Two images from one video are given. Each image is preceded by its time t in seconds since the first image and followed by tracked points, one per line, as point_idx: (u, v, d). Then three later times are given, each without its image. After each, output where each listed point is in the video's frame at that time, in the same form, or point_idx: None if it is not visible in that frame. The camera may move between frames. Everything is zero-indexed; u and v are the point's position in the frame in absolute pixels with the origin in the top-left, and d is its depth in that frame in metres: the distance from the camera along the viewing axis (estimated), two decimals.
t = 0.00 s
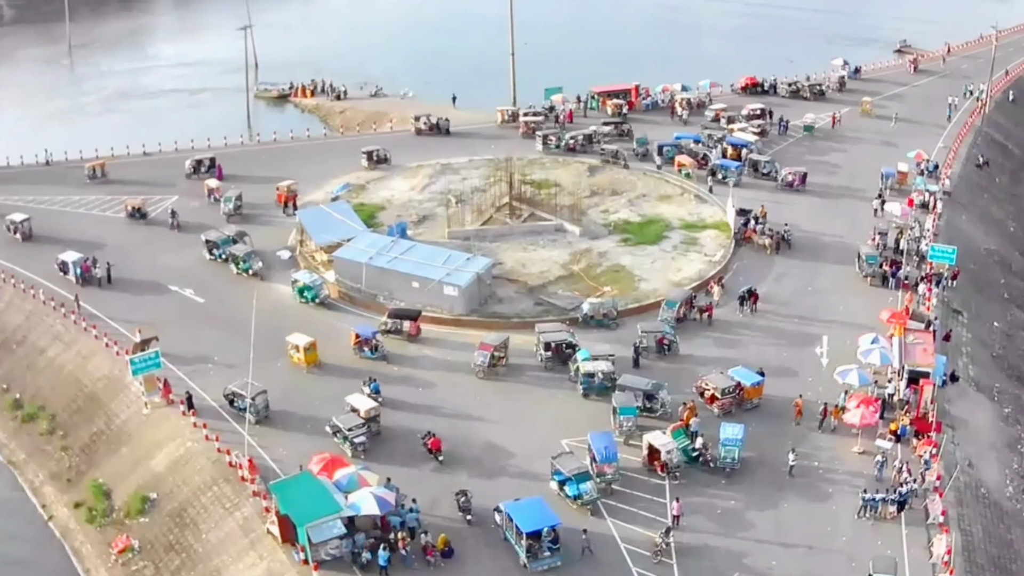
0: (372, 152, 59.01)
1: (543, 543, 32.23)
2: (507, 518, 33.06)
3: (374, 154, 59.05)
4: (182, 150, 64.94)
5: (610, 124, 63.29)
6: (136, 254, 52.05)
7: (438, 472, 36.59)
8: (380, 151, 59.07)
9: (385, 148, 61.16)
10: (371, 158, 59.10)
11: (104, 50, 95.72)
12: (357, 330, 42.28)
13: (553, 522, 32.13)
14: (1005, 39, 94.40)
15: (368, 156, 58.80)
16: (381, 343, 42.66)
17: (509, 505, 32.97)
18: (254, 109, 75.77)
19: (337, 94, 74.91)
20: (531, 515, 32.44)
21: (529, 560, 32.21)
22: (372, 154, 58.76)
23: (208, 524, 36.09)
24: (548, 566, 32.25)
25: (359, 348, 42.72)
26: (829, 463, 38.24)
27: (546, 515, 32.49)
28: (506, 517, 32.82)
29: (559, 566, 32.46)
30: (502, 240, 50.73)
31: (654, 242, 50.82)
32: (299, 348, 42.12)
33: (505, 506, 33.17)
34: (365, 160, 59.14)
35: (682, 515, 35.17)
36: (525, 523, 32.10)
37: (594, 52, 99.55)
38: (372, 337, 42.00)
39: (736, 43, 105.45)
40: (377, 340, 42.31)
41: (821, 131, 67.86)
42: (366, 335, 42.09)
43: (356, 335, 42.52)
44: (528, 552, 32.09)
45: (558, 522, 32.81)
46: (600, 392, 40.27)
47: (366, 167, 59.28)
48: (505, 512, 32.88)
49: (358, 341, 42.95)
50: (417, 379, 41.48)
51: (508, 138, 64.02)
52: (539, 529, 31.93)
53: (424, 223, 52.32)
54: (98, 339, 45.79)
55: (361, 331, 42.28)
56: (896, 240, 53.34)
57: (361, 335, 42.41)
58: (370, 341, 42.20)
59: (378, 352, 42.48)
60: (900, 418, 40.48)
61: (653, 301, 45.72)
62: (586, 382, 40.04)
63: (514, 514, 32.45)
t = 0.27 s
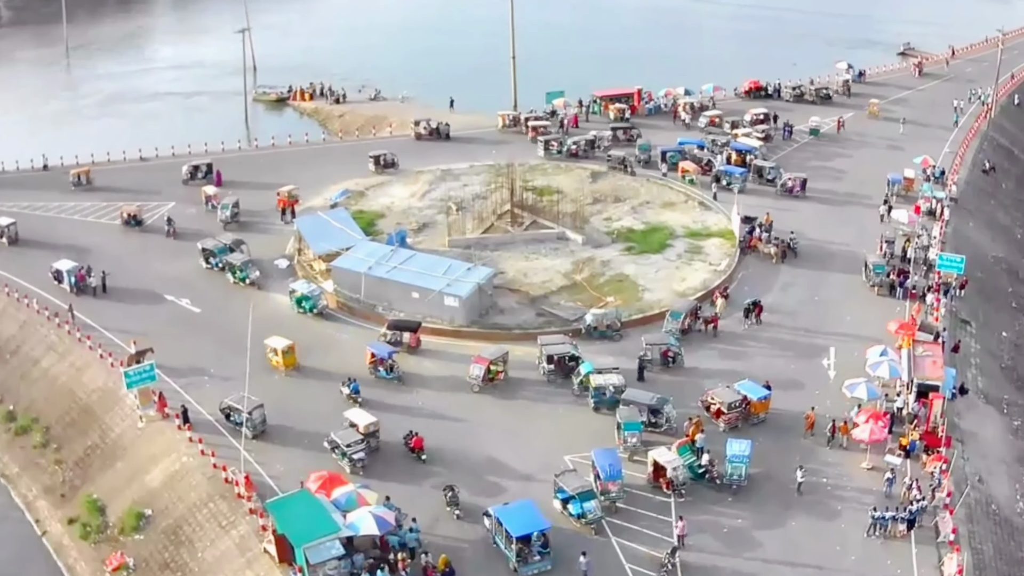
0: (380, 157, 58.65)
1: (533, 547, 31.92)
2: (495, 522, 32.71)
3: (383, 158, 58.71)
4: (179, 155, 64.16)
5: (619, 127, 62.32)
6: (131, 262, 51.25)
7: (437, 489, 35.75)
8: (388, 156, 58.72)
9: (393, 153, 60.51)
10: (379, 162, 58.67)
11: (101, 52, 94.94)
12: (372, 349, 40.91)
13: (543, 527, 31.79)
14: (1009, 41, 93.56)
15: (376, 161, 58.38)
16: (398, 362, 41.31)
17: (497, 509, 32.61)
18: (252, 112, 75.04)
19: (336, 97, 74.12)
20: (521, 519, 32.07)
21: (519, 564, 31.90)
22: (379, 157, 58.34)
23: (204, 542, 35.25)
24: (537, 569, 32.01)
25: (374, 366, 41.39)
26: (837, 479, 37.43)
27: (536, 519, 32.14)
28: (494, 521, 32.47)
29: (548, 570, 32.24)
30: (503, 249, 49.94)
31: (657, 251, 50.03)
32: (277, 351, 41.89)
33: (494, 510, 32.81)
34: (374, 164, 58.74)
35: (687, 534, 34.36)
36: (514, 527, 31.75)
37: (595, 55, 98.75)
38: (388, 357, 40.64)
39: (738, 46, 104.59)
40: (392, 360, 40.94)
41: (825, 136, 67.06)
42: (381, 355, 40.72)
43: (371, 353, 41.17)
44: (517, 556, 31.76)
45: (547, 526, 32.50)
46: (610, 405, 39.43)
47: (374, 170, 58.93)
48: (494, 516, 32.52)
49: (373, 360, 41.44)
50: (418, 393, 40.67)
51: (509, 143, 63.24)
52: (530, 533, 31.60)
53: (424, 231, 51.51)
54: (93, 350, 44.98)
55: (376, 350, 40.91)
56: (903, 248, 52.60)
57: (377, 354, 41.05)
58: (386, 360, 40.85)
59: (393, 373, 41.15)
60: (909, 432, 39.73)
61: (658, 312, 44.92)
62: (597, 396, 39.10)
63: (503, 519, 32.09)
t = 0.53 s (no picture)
0: (387, 159, 58.08)
1: (522, 548, 32.07)
2: (484, 523, 32.81)
3: (390, 161, 58.12)
4: (176, 159, 63.47)
5: (627, 130, 61.50)
6: (127, 269, 50.58)
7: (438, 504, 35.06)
8: (395, 158, 58.15)
9: (400, 156, 59.90)
10: (385, 165, 58.11)
11: (99, 52, 94.26)
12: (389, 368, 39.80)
13: (531, 527, 31.94)
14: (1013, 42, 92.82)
15: (382, 163, 57.87)
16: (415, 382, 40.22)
17: (486, 510, 32.70)
18: (250, 115, 74.40)
19: (335, 100, 73.45)
20: (510, 520, 32.21)
21: (508, 565, 32.02)
22: (386, 160, 57.80)
23: (200, 558, 34.51)
24: (526, 570, 32.12)
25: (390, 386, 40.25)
26: (844, 493, 36.77)
27: (524, 519, 32.28)
28: (483, 522, 32.59)
29: (538, 570, 32.33)
30: (505, 255, 49.26)
31: (661, 258, 49.37)
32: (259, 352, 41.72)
33: (482, 510, 32.92)
34: (381, 167, 58.20)
35: (692, 551, 33.70)
36: (503, 528, 31.87)
37: (595, 56, 98.07)
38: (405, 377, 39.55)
39: (739, 47, 103.88)
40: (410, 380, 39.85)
41: (829, 139, 66.38)
42: (398, 374, 39.65)
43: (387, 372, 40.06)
44: (506, 557, 31.90)
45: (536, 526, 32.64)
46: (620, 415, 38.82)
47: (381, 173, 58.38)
48: (482, 517, 32.63)
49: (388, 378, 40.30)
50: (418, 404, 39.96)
51: (509, 147, 62.57)
52: (518, 534, 31.73)
53: (423, 237, 50.82)
54: (88, 359, 44.29)
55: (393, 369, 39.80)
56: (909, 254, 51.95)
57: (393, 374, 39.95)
58: (402, 380, 39.74)
59: (411, 393, 40.05)
60: (918, 445, 39.09)
61: (662, 321, 44.27)
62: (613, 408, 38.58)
63: (491, 519, 32.21)
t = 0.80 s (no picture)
0: (393, 163, 57.56)
1: (511, 549, 31.84)
2: (473, 524, 32.55)
3: (396, 165, 57.61)
4: (174, 163, 62.85)
5: (634, 134, 60.75)
6: (124, 276, 49.94)
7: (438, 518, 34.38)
8: (401, 162, 57.63)
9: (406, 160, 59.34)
10: (391, 169, 57.56)
11: (97, 54, 93.66)
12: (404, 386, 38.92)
13: (521, 529, 31.69)
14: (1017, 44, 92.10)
15: (389, 166, 57.35)
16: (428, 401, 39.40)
17: (476, 512, 32.42)
18: (249, 118, 73.82)
19: (334, 103, 72.85)
20: (499, 522, 31.96)
21: (498, 567, 31.77)
22: (393, 163, 57.35)
23: (196, 573, 33.81)
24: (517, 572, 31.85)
25: (402, 404, 39.33)
26: (851, 507, 36.11)
27: (513, 521, 32.03)
28: (472, 523, 32.32)
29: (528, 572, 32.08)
30: (506, 262, 48.61)
31: (664, 265, 48.74)
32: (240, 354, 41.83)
33: (471, 512, 32.65)
34: (386, 171, 57.69)
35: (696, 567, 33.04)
36: (492, 530, 31.61)
37: (596, 58, 97.42)
38: (421, 395, 38.75)
39: (740, 49, 103.23)
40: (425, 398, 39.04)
41: (833, 142, 65.72)
42: (414, 392, 38.80)
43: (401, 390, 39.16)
44: (496, 559, 31.66)
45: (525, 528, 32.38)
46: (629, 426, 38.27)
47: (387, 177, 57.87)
48: (471, 518, 32.36)
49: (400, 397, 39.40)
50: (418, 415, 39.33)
51: (510, 150, 61.95)
52: (508, 536, 31.47)
53: (423, 244, 50.17)
54: (84, 368, 43.66)
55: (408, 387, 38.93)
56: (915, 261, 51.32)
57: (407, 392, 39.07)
58: (417, 398, 38.91)
59: (424, 411, 39.20)
60: (925, 457, 38.45)
61: (665, 329, 43.64)
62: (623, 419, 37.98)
63: (481, 521, 31.94)
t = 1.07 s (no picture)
0: (399, 166, 57.08)
1: (501, 551, 31.57)
2: (462, 526, 32.26)
3: (401, 168, 57.12)
4: (171, 167, 62.21)
5: (641, 138, 60.08)
6: (120, 283, 49.28)
7: (438, 533, 33.69)
8: (408, 165, 57.14)
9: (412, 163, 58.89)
10: (397, 172, 57.09)
11: (95, 56, 93.06)
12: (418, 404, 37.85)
13: (510, 531, 31.45)
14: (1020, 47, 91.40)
15: (395, 170, 56.86)
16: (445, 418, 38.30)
17: (465, 514, 32.15)
18: (248, 121, 73.21)
19: (333, 106, 72.26)
20: (488, 523, 31.69)
21: (488, 570, 31.44)
22: (399, 166, 56.90)
23: None
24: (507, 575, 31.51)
25: (418, 422, 38.27)
26: (860, 521, 35.43)
27: (503, 523, 31.78)
28: (461, 526, 32.04)
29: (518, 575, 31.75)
30: (507, 269, 47.97)
31: (667, 272, 48.10)
32: (222, 355, 41.76)
33: (460, 514, 32.38)
34: (392, 174, 57.22)
35: None
36: (482, 532, 31.35)
37: (597, 61, 96.85)
38: (436, 412, 37.64)
39: (742, 51, 102.60)
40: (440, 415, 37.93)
41: (837, 146, 65.08)
42: (428, 409, 37.73)
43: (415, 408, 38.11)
44: (486, 561, 31.34)
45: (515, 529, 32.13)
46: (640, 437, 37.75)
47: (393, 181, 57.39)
48: (460, 520, 32.09)
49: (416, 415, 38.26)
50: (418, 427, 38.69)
51: (511, 155, 61.34)
52: (497, 537, 31.20)
53: (423, 250, 49.51)
54: (79, 378, 43.02)
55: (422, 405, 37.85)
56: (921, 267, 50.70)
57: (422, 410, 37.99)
58: (433, 416, 37.80)
59: (441, 429, 38.09)
60: (933, 469, 37.86)
61: (669, 338, 43.02)
62: (632, 429, 37.28)
63: (470, 523, 31.67)
